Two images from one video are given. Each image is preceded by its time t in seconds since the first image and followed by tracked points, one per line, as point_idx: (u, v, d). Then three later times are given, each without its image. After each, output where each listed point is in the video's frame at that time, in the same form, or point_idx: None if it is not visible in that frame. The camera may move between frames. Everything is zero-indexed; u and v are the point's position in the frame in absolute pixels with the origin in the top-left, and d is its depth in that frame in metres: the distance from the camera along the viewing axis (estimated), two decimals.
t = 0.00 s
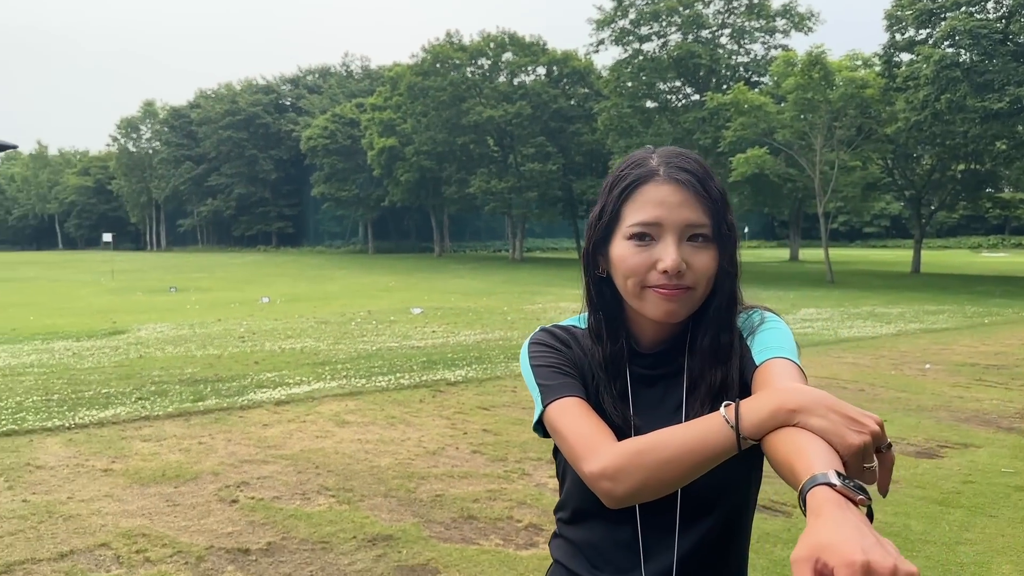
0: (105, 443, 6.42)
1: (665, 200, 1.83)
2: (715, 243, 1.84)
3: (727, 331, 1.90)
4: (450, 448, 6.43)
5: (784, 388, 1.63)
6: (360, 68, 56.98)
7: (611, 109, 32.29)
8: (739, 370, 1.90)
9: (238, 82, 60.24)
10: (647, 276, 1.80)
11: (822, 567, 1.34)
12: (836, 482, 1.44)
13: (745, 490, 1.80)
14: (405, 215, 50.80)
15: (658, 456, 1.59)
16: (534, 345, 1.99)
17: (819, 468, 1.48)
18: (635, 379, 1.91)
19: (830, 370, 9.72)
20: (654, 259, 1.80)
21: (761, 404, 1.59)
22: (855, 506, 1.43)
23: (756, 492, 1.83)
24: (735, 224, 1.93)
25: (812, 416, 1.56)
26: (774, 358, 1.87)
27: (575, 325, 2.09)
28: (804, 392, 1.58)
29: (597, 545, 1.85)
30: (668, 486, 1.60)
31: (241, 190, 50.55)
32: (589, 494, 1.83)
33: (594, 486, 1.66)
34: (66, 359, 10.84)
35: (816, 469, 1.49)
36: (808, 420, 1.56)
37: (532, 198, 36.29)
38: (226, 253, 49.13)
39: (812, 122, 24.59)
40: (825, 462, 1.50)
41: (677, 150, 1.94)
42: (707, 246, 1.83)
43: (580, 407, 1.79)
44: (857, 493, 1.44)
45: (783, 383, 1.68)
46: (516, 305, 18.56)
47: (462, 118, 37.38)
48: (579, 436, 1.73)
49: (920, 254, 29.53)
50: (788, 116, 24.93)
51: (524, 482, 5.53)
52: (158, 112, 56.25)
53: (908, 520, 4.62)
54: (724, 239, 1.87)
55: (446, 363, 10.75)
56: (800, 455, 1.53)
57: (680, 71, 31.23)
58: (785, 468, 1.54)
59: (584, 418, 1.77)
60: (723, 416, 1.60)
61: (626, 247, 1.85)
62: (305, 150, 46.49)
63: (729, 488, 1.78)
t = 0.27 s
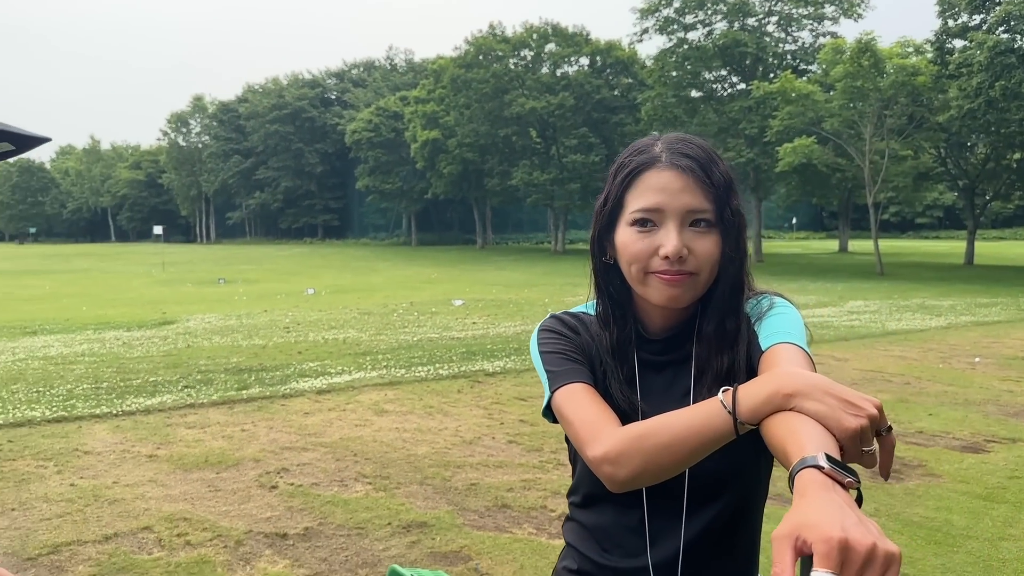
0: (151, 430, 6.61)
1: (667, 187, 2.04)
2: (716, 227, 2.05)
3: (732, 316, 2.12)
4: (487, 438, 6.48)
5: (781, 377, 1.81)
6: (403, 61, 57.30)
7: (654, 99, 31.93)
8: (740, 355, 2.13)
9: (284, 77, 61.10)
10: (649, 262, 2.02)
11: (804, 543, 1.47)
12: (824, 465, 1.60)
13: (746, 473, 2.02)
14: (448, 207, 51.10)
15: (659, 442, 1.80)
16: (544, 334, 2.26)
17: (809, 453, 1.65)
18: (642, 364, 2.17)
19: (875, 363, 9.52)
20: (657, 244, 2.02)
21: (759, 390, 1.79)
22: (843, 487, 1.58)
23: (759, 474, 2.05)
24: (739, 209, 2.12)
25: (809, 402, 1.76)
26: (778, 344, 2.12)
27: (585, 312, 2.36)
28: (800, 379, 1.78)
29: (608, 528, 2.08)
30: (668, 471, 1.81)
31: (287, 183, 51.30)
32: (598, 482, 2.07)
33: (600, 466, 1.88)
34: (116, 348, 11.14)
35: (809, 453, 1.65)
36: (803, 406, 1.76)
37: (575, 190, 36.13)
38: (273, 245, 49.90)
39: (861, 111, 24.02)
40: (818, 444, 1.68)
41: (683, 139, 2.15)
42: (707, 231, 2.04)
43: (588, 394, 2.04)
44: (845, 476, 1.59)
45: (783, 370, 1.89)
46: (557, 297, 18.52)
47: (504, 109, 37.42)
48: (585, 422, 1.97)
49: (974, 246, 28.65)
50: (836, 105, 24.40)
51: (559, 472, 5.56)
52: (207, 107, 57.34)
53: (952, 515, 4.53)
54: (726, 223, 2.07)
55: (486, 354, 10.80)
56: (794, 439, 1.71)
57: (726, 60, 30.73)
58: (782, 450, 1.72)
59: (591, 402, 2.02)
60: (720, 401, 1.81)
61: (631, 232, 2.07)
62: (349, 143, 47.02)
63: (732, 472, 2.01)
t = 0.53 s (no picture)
0: (192, 423, 6.74)
1: (704, 176, 2.02)
2: (756, 218, 2.02)
3: (772, 310, 2.09)
4: (522, 433, 6.48)
5: (823, 370, 1.77)
6: (439, 57, 57.49)
7: (692, 92, 31.58)
8: (782, 349, 2.10)
9: (322, 74, 61.73)
10: (687, 253, 2.00)
11: (845, 538, 1.43)
12: (866, 460, 1.56)
13: (787, 469, 1.98)
14: (484, 204, 51.22)
15: (698, 437, 1.78)
16: (580, 326, 2.25)
17: (852, 448, 1.61)
18: (680, 358, 2.16)
19: (918, 360, 9.32)
20: (694, 236, 1.99)
21: (801, 383, 1.76)
22: (886, 482, 1.54)
23: (800, 469, 2.01)
24: (780, 200, 2.08)
25: (852, 397, 1.72)
26: (820, 336, 2.06)
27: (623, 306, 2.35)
28: (843, 372, 1.74)
29: (645, 523, 2.06)
30: (705, 466, 1.80)
31: (326, 181, 51.85)
32: (635, 477, 2.05)
33: (637, 462, 1.87)
34: (159, 343, 11.39)
35: (851, 447, 1.62)
36: (846, 400, 1.72)
37: (611, 185, 35.97)
38: (311, 242, 50.50)
39: (905, 103, 23.48)
40: (860, 437, 1.65)
41: (721, 128, 2.13)
42: (747, 222, 2.01)
43: (624, 388, 2.03)
44: (888, 472, 1.55)
45: (826, 362, 1.85)
46: (593, 293, 18.46)
47: (540, 105, 37.35)
48: (621, 416, 1.96)
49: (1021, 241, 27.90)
50: (879, 97, 23.90)
51: (594, 468, 5.53)
52: (246, 105, 58.16)
53: (996, 515, 4.43)
54: (767, 214, 2.04)
55: (521, 350, 10.80)
56: (836, 433, 1.68)
57: (765, 53, 30.27)
58: (822, 445, 1.69)
59: (628, 397, 2.00)
60: (760, 395, 1.79)
61: (668, 224, 2.05)
62: (386, 140, 47.37)
63: (773, 468, 1.97)
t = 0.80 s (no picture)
0: (226, 418, 6.83)
1: (740, 177, 2.07)
2: (794, 220, 2.06)
3: (809, 313, 2.13)
4: (551, 430, 6.47)
5: (859, 378, 1.80)
6: (469, 54, 57.55)
7: (724, 87, 31.24)
8: (816, 353, 2.14)
9: (354, 72, 62.15)
10: (721, 255, 2.05)
11: (878, 547, 1.44)
12: (901, 469, 1.58)
13: (824, 474, 1.97)
14: (514, 200, 51.26)
15: (733, 442, 1.82)
16: (613, 328, 2.31)
17: (887, 457, 1.63)
18: (714, 359, 2.21)
19: (956, 358, 9.14)
20: (729, 238, 2.04)
21: (837, 390, 1.79)
22: (922, 492, 1.56)
23: (837, 475, 1.99)
24: (818, 201, 2.11)
25: (889, 404, 1.74)
26: (858, 342, 2.08)
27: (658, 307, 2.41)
28: (879, 380, 1.78)
29: (678, 525, 2.07)
30: (738, 470, 1.82)
31: (357, 177, 52.23)
32: (667, 479, 2.07)
33: (671, 465, 1.90)
34: (194, 338, 11.57)
35: (887, 457, 1.64)
36: (883, 408, 1.75)
37: (641, 180, 35.76)
38: (342, 238, 50.92)
39: (941, 96, 22.99)
40: (897, 446, 1.67)
41: (760, 130, 2.16)
42: (784, 224, 2.05)
43: (657, 389, 2.08)
44: (924, 480, 1.57)
45: (863, 370, 1.89)
46: (623, 289, 18.37)
47: (570, 101, 37.20)
48: (655, 417, 2.01)
49: None
50: (914, 91, 23.44)
51: (625, 467, 5.51)
52: (279, 103, 58.75)
53: None
54: (804, 217, 2.07)
55: (550, 347, 10.80)
56: (872, 440, 1.70)
57: (798, 47, 29.82)
58: (860, 451, 1.71)
59: (661, 400, 2.04)
60: (796, 402, 1.83)
61: (703, 227, 2.10)
62: (417, 137, 47.58)
63: (810, 475, 1.97)
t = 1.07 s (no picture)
0: (248, 419, 6.89)
1: (768, 184, 2.18)
2: (822, 227, 2.16)
3: (838, 320, 2.24)
4: (571, 433, 6.46)
5: (885, 389, 1.84)
6: (489, 56, 57.63)
7: (746, 88, 31.04)
8: (844, 361, 2.26)
9: (375, 75, 62.45)
10: (749, 261, 2.16)
11: (907, 558, 1.47)
12: (925, 480, 1.60)
13: (849, 484, 2.09)
14: (534, 202, 51.27)
15: (758, 447, 1.90)
16: (639, 333, 2.44)
17: (913, 470, 1.65)
18: (740, 366, 2.35)
19: (983, 361, 9.00)
20: (757, 244, 2.15)
21: (865, 398, 1.84)
22: (947, 503, 1.57)
23: (862, 484, 2.11)
24: (846, 209, 2.22)
25: (917, 414, 1.78)
26: (887, 349, 2.20)
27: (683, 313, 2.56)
28: (907, 389, 1.81)
29: (704, 532, 2.21)
30: (764, 479, 1.91)
31: (378, 179, 52.46)
32: (693, 486, 2.20)
33: (695, 472, 2.00)
34: (216, 339, 11.67)
35: (913, 469, 1.66)
36: (911, 417, 1.78)
37: (662, 182, 35.60)
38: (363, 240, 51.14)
39: (966, 97, 22.67)
40: (921, 457, 1.70)
41: (789, 137, 2.27)
42: (811, 230, 2.16)
43: (682, 395, 2.19)
44: (951, 492, 1.58)
45: (891, 378, 1.92)
46: (643, 292, 18.30)
47: (590, 103, 37.10)
48: (680, 422, 2.11)
49: None
50: (939, 91, 23.14)
51: (645, 470, 5.48)
52: (300, 105, 59.18)
53: None
54: (831, 223, 2.18)
55: (571, 349, 10.77)
56: (897, 450, 1.75)
57: (820, 47, 29.55)
58: (886, 462, 1.75)
59: (687, 406, 2.15)
60: (822, 410, 1.88)
61: (731, 232, 2.22)
62: (437, 139, 47.73)
63: (835, 481, 2.09)
